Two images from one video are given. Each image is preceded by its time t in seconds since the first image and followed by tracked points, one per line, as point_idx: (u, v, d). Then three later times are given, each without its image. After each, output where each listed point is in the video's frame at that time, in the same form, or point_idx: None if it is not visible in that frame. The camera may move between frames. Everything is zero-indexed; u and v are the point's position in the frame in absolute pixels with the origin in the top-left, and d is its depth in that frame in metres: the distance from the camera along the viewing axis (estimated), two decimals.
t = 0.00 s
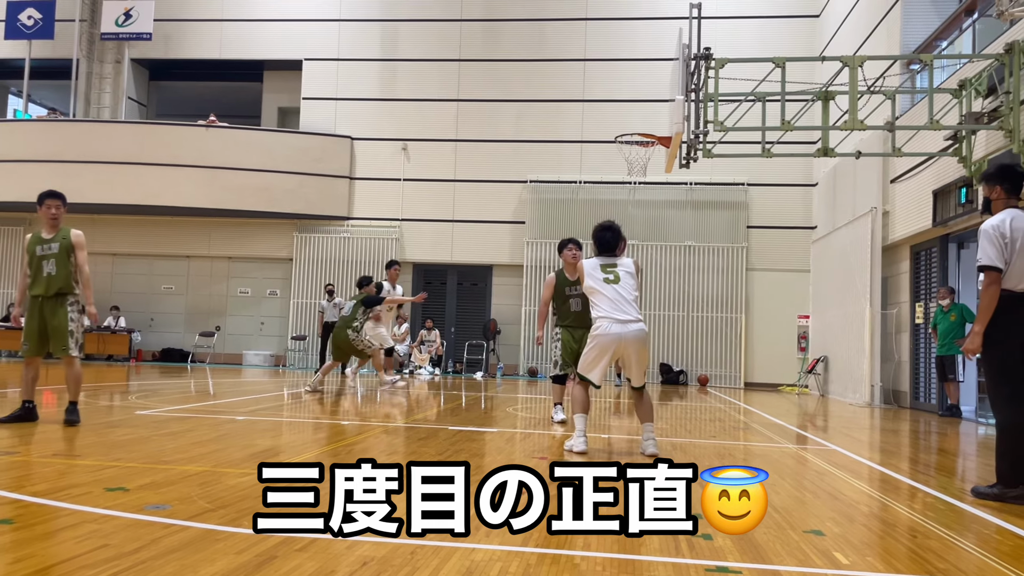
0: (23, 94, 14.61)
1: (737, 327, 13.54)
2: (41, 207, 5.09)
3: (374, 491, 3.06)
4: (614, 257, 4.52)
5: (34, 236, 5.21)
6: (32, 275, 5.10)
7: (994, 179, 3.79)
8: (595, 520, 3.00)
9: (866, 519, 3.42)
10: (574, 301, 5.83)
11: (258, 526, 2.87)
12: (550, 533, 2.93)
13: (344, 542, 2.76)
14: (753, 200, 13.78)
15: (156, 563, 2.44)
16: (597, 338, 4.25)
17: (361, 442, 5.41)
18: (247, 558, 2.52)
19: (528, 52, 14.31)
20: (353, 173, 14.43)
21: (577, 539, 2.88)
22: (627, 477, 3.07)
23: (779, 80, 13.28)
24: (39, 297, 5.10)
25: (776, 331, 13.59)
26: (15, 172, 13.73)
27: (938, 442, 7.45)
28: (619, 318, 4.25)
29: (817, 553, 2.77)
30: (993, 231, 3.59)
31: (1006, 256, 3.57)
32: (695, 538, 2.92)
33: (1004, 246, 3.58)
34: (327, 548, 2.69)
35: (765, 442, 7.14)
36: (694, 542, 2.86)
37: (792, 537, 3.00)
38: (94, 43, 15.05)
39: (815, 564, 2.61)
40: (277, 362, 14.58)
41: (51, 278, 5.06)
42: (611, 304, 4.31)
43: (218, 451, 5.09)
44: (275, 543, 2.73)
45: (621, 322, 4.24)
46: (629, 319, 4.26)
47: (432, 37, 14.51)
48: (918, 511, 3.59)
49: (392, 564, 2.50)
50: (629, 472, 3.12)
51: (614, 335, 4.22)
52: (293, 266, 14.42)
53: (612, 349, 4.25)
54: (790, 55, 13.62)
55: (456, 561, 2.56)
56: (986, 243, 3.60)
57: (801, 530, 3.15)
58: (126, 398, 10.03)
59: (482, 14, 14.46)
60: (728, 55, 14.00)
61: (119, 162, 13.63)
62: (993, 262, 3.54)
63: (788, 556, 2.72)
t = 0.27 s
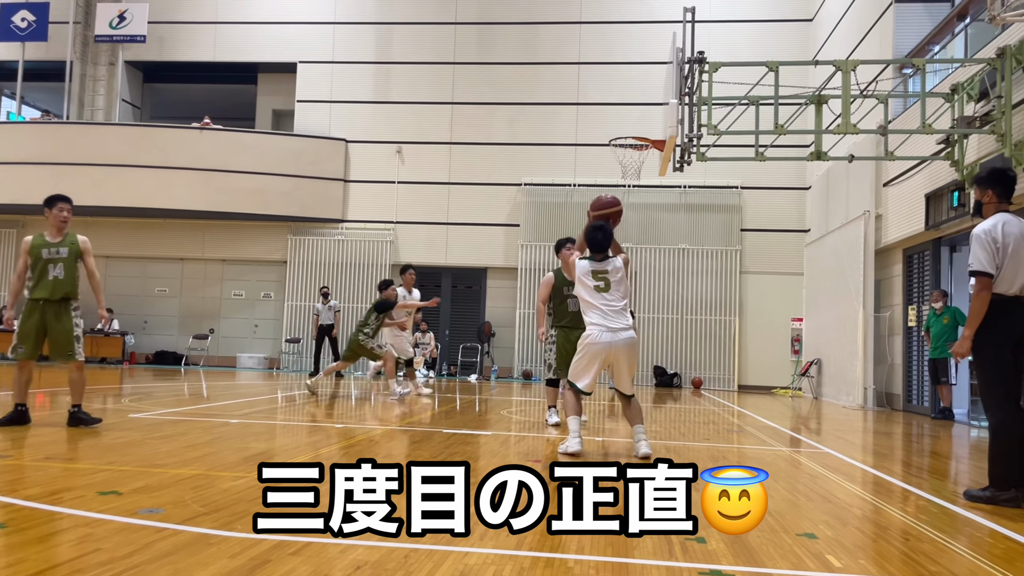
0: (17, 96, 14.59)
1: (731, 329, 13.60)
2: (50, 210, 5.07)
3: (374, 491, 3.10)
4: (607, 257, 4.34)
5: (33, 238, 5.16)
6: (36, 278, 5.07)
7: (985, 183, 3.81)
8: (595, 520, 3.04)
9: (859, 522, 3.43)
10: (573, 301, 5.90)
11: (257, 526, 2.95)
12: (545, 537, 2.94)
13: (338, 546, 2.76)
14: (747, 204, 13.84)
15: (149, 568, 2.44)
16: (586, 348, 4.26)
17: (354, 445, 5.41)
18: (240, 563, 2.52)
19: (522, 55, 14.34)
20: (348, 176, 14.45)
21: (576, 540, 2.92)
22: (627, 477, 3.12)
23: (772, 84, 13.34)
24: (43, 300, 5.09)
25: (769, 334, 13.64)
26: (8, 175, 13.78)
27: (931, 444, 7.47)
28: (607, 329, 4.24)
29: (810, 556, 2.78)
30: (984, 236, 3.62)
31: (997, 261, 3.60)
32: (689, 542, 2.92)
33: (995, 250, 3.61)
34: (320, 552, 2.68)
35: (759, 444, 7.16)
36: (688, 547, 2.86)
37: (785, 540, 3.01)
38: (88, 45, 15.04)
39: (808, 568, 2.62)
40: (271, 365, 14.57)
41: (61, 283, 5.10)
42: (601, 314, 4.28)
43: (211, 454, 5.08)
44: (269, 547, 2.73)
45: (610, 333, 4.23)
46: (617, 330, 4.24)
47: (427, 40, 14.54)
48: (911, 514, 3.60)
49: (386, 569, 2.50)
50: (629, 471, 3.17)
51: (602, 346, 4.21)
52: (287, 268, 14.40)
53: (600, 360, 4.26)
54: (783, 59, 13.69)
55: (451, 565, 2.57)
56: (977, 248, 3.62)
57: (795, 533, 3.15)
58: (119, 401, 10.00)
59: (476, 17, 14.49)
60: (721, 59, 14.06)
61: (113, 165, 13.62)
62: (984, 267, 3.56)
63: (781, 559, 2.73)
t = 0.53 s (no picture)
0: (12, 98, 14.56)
1: (727, 332, 13.61)
2: (65, 215, 5.04)
3: (374, 490, 3.16)
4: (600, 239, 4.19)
5: (46, 242, 5.11)
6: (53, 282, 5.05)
7: (979, 187, 3.82)
8: (595, 521, 3.09)
9: (855, 526, 3.43)
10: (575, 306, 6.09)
11: (258, 526, 3.00)
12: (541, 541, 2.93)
13: (334, 551, 2.74)
14: (743, 207, 13.87)
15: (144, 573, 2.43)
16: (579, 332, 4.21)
17: (350, 448, 5.40)
18: (236, 568, 2.51)
19: (519, 58, 14.36)
20: (344, 179, 14.46)
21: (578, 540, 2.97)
22: (627, 477, 3.16)
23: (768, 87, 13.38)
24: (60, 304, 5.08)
25: (766, 337, 13.66)
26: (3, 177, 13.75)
27: (927, 448, 7.47)
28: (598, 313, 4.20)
29: (807, 561, 2.77)
30: (980, 240, 3.62)
31: (993, 265, 3.61)
32: (685, 546, 2.91)
33: (991, 254, 3.61)
34: (316, 557, 2.66)
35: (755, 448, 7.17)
36: (684, 551, 2.85)
37: (782, 544, 3.00)
38: (84, 48, 15.03)
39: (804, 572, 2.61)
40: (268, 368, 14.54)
41: (79, 288, 5.12)
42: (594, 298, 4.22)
43: (206, 458, 5.07)
44: (265, 551, 2.72)
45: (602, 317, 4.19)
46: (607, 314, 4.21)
47: (424, 43, 14.55)
48: (907, 518, 3.60)
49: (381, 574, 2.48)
50: (629, 472, 3.19)
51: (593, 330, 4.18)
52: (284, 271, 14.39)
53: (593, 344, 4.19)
54: (779, 62, 13.72)
55: (447, 570, 2.55)
56: (973, 252, 3.62)
57: (791, 537, 3.14)
58: (115, 404, 9.98)
59: (473, 20, 14.51)
60: (718, 63, 14.09)
61: (109, 167, 13.60)
62: (980, 272, 3.57)
63: (778, 564, 2.72)
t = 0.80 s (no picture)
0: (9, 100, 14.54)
1: (725, 335, 13.62)
2: (82, 219, 5.13)
3: (374, 490, 3.17)
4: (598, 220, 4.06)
5: (61, 245, 5.12)
6: (73, 285, 5.10)
7: (975, 190, 3.83)
8: (595, 520, 3.12)
9: (853, 529, 3.42)
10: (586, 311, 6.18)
11: (258, 526, 3.02)
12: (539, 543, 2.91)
13: (332, 554, 2.72)
14: (740, 210, 13.89)
15: None
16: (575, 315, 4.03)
17: (346, 452, 5.40)
18: (233, 571, 2.49)
19: (516, 61, 14.37)
20: (342, 182, 14.45)
21: (576, 540, 2.98)
22: (628, 477, 3.19)
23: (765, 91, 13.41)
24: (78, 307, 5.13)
25: (763, 340, 13.65)
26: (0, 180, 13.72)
27: (925, 451, 7.46)
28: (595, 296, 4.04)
29: (805, 565, 2.75)
30: (976, 243, 3.62)
31: (990, 268, 3.61)
32: (683, 549, 2.89)
33: (987, 258, 3.62)
34: (313, 560, 2.65)
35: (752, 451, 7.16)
36: (683, 554, 2.83)
37: (781, 547, 2.98)
38: (82, 50, 15.02)
39: None
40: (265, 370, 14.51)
41: (96, 291, 5.22)
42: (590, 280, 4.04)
43: (202, 461, 5.05)
44: (263, 554, 2.71)
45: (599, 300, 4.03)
46: (603, 297, 4.05)
47: (422, 46, 14.57)
48: (906, 521, 3.59)
49: None
50: (630, 472, 3.22)
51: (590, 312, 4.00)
52: (281, 274, 14.39)
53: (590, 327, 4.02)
54: (776, 66, 13.75)
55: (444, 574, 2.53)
56: (969, 255, 3.62)
57: (788, 540, 3.13)
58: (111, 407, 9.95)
59: (470, 24, 14.53)
60: (715, 66, 14.12)
61: (107, 170, 13.58)
62: (977, 275, 3.57)
63: (777, 568, 2.70)
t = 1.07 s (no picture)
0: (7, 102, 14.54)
1: (723, 337, 13.61)
2: (97, 224, 5.15)
3: (374, 490, 3.16)
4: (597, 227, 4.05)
5: (75, 247, 5.10)
6: (87, 289, 5.12)
7: (971, 193, 3.82)
8: (595, 521, 3.13)
9: (851, 532, 3.41)
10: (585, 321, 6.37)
11: (258, 526, 3.04)
12: (537, 545, 2.90)
13: (331, 556, 2.71)
14: (739, 212, 13.89)
15: None
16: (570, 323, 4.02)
17: (345, 453, 5.39)
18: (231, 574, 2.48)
19: (515, 63, 14.38)
20: (340, 183, 14.44)
21: (576, 540, 3.00)
22: (628, 477, 3.17)
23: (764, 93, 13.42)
24: (89, 310, 5.15)
25: (760, 343, 13.66)
26: None
27: (923, 454, 7.46)
28: (591, 303, 4.00)
29: (806, 568, 2.73)
30: (972, 245, 3.61)
31: (987, 270, 3.60)
32: (683, 552, 2.88)
33: (984, 260, 3.61)
34: (312, 563, 2.63)
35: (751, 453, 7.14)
36: (682, 557, 2.81)
37: (781, 551, 2.96)
38: (80, 52, 15.01)
39: None
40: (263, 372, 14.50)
41: (106, 294, 5.26)
42: (588, 287, 4.01)
43: (200, 463, 5.03)
44: (261, 557, 2.69)
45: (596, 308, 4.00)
46: (599, 304, 4.01)
47: (420, 48, 14.57)
48: (904, 523, 3.58)
49: None
50: (630, 471, 3.20)
51: (585, 320, 4.00)
52: (280, 276, 14.38)
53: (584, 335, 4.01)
54: (774, 69, 13.77)
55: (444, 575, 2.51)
56: (966, 257, 3.61)
57: (788, 543, 3.11)
58: (108, 409, 9.93)
59: (469, 26, 14.53)
60: (713, 69, 14.13)
61: (105, 171, 13.56)
62: (974, 276, 3.54)
63: (778, 571, 2.68)
